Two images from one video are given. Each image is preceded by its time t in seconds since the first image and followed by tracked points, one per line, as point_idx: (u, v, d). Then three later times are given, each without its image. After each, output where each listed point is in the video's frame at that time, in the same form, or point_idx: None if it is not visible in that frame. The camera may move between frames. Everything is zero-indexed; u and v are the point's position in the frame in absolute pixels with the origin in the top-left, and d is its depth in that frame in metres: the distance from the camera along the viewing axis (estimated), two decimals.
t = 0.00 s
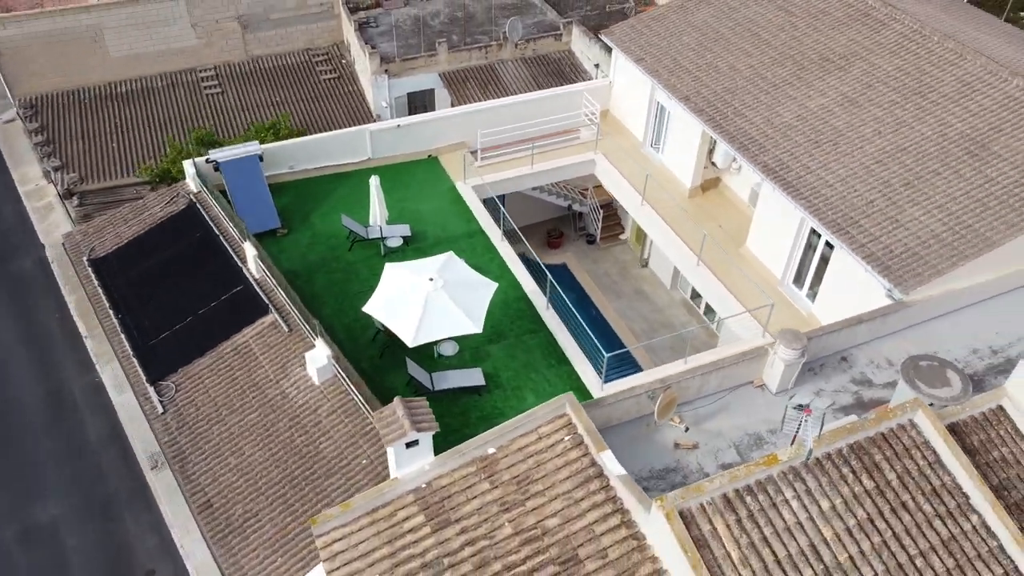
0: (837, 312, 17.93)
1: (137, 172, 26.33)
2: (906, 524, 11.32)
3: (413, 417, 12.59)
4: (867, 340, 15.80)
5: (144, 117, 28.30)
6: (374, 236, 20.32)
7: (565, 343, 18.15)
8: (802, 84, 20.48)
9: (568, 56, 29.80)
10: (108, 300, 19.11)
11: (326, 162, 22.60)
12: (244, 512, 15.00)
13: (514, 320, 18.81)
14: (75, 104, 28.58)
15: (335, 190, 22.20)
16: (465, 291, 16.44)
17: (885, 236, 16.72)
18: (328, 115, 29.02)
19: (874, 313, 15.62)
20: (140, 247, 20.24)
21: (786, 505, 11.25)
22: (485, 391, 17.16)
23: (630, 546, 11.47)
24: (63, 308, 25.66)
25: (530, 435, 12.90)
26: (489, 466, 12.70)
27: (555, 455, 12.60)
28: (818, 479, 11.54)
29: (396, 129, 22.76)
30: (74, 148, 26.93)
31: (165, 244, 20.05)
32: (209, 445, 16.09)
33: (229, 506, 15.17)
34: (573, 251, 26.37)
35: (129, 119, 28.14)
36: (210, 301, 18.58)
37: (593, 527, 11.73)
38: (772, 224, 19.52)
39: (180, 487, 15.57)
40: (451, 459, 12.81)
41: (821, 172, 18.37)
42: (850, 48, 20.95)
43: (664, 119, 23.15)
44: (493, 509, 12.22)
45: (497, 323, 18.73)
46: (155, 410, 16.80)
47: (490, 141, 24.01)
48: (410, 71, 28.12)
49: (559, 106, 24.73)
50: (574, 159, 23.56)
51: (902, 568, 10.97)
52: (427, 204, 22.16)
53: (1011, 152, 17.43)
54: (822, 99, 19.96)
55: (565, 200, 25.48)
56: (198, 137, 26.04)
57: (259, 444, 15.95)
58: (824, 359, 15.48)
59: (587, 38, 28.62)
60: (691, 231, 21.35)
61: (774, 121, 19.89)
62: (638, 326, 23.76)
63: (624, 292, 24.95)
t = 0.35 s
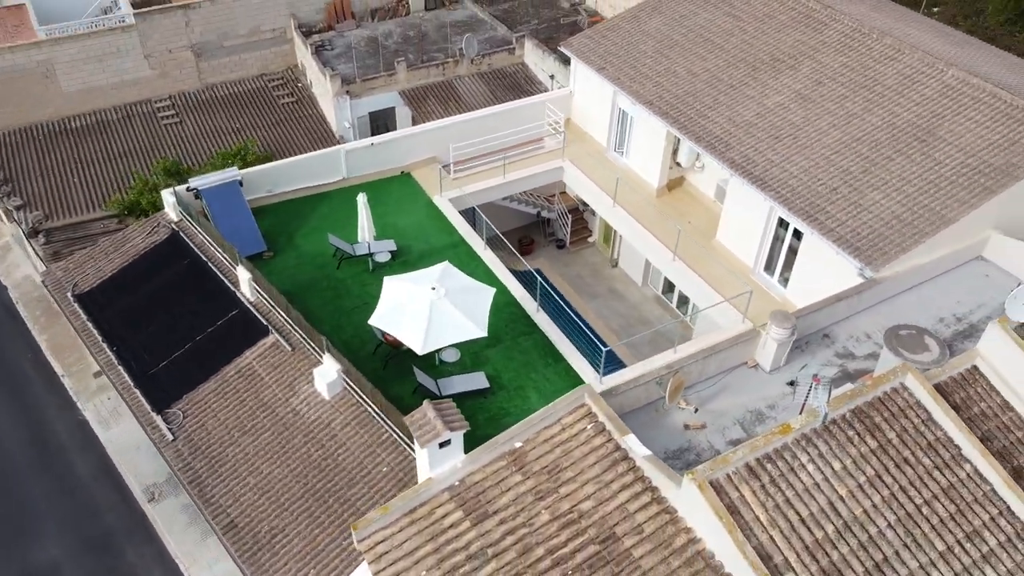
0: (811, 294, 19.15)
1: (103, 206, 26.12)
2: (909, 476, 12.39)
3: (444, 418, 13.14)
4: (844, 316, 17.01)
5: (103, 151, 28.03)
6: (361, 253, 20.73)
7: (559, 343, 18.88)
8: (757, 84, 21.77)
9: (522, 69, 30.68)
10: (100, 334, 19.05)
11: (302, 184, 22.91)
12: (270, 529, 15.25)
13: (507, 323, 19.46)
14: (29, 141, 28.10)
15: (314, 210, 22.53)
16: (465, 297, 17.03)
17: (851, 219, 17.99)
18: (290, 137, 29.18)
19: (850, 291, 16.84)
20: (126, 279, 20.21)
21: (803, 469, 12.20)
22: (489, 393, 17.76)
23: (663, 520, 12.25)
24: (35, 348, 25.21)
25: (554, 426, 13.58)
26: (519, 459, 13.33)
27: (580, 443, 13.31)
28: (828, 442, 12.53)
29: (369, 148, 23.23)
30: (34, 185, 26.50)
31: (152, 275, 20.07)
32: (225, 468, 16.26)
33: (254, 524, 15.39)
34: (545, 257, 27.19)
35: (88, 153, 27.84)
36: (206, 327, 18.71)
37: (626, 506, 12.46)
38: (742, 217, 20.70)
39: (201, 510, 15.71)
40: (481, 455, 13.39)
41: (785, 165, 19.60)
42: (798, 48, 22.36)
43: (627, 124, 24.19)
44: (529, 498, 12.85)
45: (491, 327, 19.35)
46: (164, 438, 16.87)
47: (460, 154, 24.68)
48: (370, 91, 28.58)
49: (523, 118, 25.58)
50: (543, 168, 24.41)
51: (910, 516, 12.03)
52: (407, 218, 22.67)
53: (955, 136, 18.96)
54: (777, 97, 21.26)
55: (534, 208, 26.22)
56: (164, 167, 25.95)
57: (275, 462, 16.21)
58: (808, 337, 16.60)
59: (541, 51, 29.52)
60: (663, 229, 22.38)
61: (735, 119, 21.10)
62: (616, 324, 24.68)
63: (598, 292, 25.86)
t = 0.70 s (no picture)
0: (788, 281, 20.26)
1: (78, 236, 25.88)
2: (908, 439, 13.41)
3: (471, 417, 13.67)
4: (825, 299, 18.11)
5: (70, 180, 27.74)
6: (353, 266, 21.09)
7: (556, 341, 19.56)
8: (722, 86, 22.85)
9: (485, 80, 31.34)
10: (98, 362, 19.01)
11: (285, 202, 23.15)
12: (296, 539, 15.52)
13: (503, 326, 20.06)
14: None
15: (300, 227, 22.80)
16: (469, 301, 17.59)
17: (824, 208, 19.11)
18: (260, 158, 29.29)
19: (828, 275, 17.94)
20: (118, 305, 20.17)
21: (813, 439, 13.10)
22: (494, 394, 18.33)
23: (688, 496, 13.01)
24: (14, 384, 24.79)
25: (574, 417, 14.24)
26: (544, 450, 13.95)
27: (601, 431, 14.00)
28: (833, 413, 13.46)
29: (349, 164, 23.61)
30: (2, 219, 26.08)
31: (145, 299, 20.09)
32: (243, 483, 16.46)
33: (279, 536, 15.63)
34: (522, 262, 27.90)
35: (55, 184, 27.51)
36: (207, 347, 18.85)
37: (651, 486, 13.19)
38: (716, 212, 21.73)
39: (223, 526, 15.87)
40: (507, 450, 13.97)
41: (756, 160, 20.66)
42: (756, 49, 23.52)
43: (597, 128, 25.08)
44: (557, 487, 13.48)
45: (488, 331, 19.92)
46: (177, 459, 16.98)
47: (436, 166, 25.23)
48: (339, 109, 28.88)
49: (494, 128, 26.27)
50: (519, 175, 25.13)
51: (912, 475, 13.04)
52: (392, 231, 23.11)
53: (910, 126, 20.29)
54: (742, 97, 22.36)
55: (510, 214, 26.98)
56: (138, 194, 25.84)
57: (294, 474, 16.47)
58: (794, 319, 17.64)
59: (503, 62, 30.22)
60: (640, 227, 23.29)
61: (704, 120, 22.12)
62: (598, 322, 25.51)
63: (577, 293, 26.66)
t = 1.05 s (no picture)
0: (773, 265, 21.36)
1: (63, 258, 25.67)
2: (910, 400, 14.52)
3: (506, 406, 14.28)
4: (813, 279, 19.25)
5: (48, 203, 27.43)
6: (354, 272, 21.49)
7: (559, 334, 20.30)
8: (696, 82, 23.89)
9: (457, 86, 31.92)
10: (109, 380, 19.06)
11: (277, 214, 23.41)
12: (333, 537, 15.93)
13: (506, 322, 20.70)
14: None
15: (296, 237, 23.10)
16: (480, 298, 18.22)
17: (805, 194, 20.24)
18: (239, 171, 29.35)
19: (815, 256, 19.08)
20: (122, 323, 20.21)
21: (827, 406, 14.09)
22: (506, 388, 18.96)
23: (717, 466, 13.85)
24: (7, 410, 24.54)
25: (601, 401, 14.99)
26: (575, 433, 14.66)
27: (627, 412, 14.77)
28: (841, 381, 14.48)
29: (337, 173, 23.98)
30: None
31: (150, 316, 20.19)
32: (273, 488, 16.79)
33: (315, 536, 16.02)
34: (507, 262, 28.62)
35: (32, 207, 27.18)
36: (220, 359, 19.08)
37: (681, 459, 14.00)
38: (699, 204, 22.76)
39: (257, 531, 16.17)
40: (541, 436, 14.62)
41: (737, 152, 21.71)
42: (725, 47, 24.64)
43: (576, 128, 25.93)
44: (592, 467, 14.19)
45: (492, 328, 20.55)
46: (203, 469, 17.21)
47: (422, 172, 25.78)
48: (316, 120, 29.14)
49: (474, 132, 26.93)
50: (504, 178, 25.84)
51: (917, 433, 14.13)
52: (385, 236, 23.55)
53: (877, 114, 21.59)
54: (716, 92, 23.42)
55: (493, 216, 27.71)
56: (123, 213, 25.74)
57: (322, 476, 16.87)
58: (787, 299, 18.72)
59: (475, 68, 30.86)
60: (626, 222, 24.25)
61: (683, 115, 23.11)
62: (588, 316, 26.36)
63: (563, 289, 27.46)
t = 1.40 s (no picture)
0: (767, 250, 22.26)
1: (59, 271, 25.52)
2: (916, 369, 15.45)
3: (539, 392, 14.86)
4: (809, 261, 20.17)
5: (37, 216, 27.18)
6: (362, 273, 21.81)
7: (568, 324, 20.92)
8: (682, 77, 24.71)
9: (440, 87, 32.34)
10: (128, 389, 19.17)
11: (278, 219, 23.66)
12: (370, 530, 16.33)
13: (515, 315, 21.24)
14: None
15: (299, 242, 23.37)
16: (495, 292, 18.76)
17: (796, 180, 21.17)
18: (229, 178, 29.39)
19: (811, 239, 20.00)
20: (135, 332, 20.29)
21: (842, 377, 14.96)
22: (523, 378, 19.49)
23: (743, 439, 14.61)
24: (10, 427, 24.39)
25: (627, 384, 15.65)
26: (604, 416, 15.30)
27: (653, 393, 15.44)
28: (852, 354, 15.36)
29: (336, 176, 24.30)
30: None
31: (163, 323, 20.31)
32: (305, 486, 17.11)
33: (352, 529, 16.39)
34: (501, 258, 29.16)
35: (22, 221, 26.91)
36: (239, 362, 19.31)
37: (708, 435, 14.73)
38: (692, 194, 23.59)
39: (294, 527, 16.49)
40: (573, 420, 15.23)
41: (728, 143, 22.57)
42: (707, 42, 25.49)
43: (566, 125, 26.57)
44: (624, 446, 14.84)
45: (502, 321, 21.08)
46: (233, 471, 17.47)
47: (416, 173, 26.21)
48: (305, 125, 29.33)
49: (465, 132, 27.44)
50: (497, 176, 26.39)
51: (925, 399, 15.06)
52: (387, 237, 23.91)
53: (858, 102, 22.62)
54: (703, 86, 24.28)
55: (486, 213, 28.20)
56: (118, 224, 25.65)
57: (353, 472, 17.24)
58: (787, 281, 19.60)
59: (458, 69, 31.33)
60: (620, 214, 24.97)
61: (673, 108, 23.92)
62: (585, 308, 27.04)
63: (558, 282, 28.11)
